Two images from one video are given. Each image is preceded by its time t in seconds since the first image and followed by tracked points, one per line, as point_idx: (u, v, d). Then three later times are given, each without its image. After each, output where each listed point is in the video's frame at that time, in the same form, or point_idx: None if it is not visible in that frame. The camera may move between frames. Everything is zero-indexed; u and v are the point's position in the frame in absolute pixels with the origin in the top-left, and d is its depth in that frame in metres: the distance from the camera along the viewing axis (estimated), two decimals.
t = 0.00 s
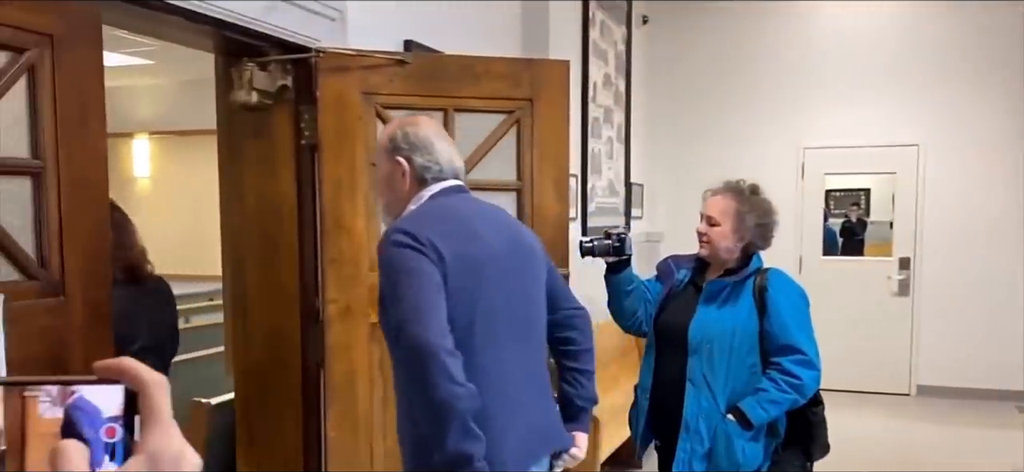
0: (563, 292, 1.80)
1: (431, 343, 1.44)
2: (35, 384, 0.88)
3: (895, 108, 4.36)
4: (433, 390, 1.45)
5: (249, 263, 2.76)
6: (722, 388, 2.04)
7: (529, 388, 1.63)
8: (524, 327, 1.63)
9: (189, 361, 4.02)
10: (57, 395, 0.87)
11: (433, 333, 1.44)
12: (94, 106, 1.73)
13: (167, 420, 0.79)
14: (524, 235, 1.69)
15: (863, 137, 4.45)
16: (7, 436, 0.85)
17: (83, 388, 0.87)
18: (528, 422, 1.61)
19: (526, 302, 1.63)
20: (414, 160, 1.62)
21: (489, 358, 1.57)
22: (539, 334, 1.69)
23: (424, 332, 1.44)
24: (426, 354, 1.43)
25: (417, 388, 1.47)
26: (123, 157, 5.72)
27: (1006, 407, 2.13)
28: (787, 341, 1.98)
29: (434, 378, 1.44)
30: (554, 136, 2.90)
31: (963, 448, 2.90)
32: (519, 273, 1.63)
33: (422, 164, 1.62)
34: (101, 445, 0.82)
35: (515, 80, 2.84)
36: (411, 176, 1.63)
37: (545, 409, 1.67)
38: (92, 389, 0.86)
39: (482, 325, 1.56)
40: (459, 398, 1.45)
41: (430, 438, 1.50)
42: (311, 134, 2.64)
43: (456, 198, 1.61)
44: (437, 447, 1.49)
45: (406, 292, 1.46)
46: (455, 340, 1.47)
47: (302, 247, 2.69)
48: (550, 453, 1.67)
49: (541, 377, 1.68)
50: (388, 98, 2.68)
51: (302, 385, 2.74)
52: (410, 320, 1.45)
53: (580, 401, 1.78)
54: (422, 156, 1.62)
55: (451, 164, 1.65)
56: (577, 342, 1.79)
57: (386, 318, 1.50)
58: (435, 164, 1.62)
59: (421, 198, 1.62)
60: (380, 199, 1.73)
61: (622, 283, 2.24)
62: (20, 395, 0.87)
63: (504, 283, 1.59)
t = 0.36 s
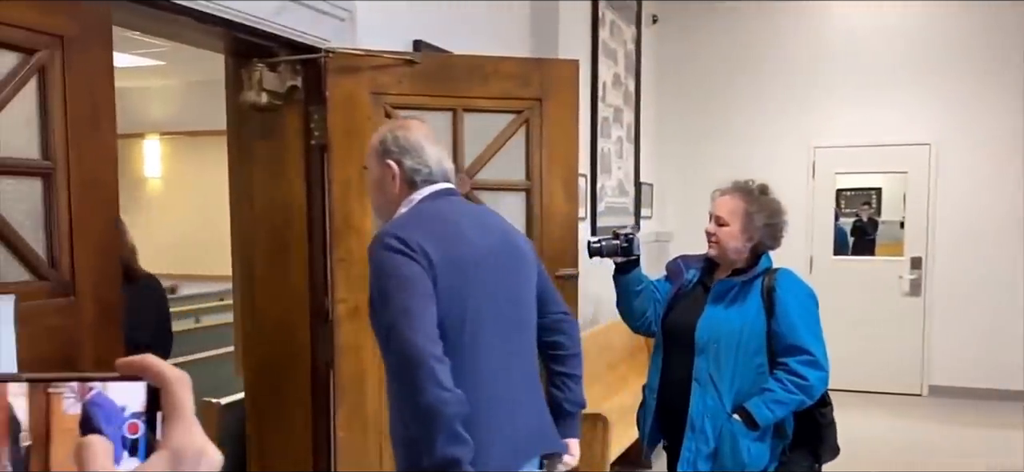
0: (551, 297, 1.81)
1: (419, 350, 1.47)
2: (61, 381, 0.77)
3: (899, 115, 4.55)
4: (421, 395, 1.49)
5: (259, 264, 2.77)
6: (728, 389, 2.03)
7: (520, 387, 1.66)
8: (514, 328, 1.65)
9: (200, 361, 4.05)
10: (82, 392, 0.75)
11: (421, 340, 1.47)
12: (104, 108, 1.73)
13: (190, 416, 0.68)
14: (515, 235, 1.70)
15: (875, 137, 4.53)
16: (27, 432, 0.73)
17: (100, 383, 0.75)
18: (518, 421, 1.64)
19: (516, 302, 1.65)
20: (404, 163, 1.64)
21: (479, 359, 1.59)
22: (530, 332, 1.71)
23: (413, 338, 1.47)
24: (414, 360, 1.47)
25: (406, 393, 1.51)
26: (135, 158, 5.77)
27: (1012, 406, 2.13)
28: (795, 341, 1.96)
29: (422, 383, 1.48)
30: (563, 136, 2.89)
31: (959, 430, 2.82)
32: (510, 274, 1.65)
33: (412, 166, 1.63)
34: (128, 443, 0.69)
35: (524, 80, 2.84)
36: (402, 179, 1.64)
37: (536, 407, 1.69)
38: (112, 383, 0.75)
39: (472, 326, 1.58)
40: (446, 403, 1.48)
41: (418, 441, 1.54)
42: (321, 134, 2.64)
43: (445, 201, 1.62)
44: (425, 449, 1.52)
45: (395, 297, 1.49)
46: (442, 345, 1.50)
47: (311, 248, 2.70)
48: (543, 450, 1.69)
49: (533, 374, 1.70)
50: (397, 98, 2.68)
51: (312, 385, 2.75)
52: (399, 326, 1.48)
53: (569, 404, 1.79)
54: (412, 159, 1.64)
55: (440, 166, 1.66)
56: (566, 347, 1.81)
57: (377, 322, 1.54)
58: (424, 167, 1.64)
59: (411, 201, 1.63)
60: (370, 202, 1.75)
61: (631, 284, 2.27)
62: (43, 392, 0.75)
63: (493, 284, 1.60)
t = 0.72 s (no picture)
0: (533, 303, 1.85)
1: (391, 356, 1.52)
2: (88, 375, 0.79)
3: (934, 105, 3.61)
4: (392, 400, 1.53)
5: (272, 265, 2.77)
6: (736, 390, 2.03)
7: (499, 391, 1.68)
8: (495, 331, 1.68)
9: (215, 360, 4.07)
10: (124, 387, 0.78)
11: (394, 346, 1.52)
12: (118, 109, 1.74)
13: (217, 413, 0.74)
14: (494, 242, 1.73)
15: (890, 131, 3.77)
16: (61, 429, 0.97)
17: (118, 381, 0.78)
18: (498, 422, 1.67)
19: (493, 308, 1.68)
20: (387, 170, 1.67)
21: (456, 363, 1.62)
22: (512, 333, 1.74)
23: (386, 344, 1.52)
24: (387, 365, 1.52)
25: (377, 394, 1.56)
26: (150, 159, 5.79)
27: None
28: (803, 343, 1.95)
29: (392, 387, 1.52)
30: (575, 136, 2.88)
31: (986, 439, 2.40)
32: (488, 280, 1.68)
33: (396, 174, 1.67)
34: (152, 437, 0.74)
35: (537, 80, 2.84)
36: (386, 186, 1.68)
37: (517, 407, 1.72)
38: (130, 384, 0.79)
39: (450, 332, 1.61)
40: (415, 409, 1.54)
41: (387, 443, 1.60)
42: (333, 135, 2.66)
43: (427, 206, 1.66)
44: (393, 450, 1.58)
45: (372, 303, 1.53)
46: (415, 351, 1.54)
47: (322, 249, 2.71)
48: (521, 450, 1.73)
49: (516, 375, 1.73)
50: (409, 99, 2.68)
51: (323, 385, 2.76)
52: (373, 332, 1.53)
53: (541, 412, 1.83)
54: (395, 166, 1.67)
55: (423, 172, 1.70)
56: (541, 355, 1.83)
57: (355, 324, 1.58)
58: (407, 174, 1.67)
59: (395, 208, 1.67)
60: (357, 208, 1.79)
61: (644, 284, 2.30)
62: (71, 387, 0.77)
63: (471, 291, 1.64)
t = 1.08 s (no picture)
0: (515, 310, 1.92)
1: (369, 360, 1.58)
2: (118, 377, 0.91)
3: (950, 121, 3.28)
4: (366, 404, 1.59)
5: (284, 266, 2.78)
6: (744, 393, 2.02)
7: (476, 397, 1.73)
8: (476, 338, 1.74)
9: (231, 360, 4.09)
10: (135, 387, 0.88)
11: (371, 351, 1.58)
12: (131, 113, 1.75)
13: (229, 411, 0.71)
14: (480, 252, 1.79)
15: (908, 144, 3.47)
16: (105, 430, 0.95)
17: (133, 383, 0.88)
18: (473, 428, 1.72)
19: (474, 316, 1.73)
20: (376, 176, 1.75)
21: (433, 370, 1.67)
22: (493, 343, 1.79)
23: (364, 348, 1.58)
24: (364, 369, 1.58)
25: (352, 396, 1.61)
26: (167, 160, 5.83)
27: None
28: (813, 347, 1.93)
29: (366, 391, 1.58)
30: (588, 135, 2.87)
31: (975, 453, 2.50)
32: (472, 289, 1.74)
33: (383, 180, 1.75)
34: (172, 437, 0.76)
35: (549, 79, 2.83)
36: (374, 192, 1.76)
37: (493, 416, 1.77)
38: (144, 384, 0.87)
39: (430, 339, 1.67)
40: (387, 414, 1.59)
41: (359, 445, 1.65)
42: (345, 136, 2.66)
43: (415, 213, 1.72)
44: (362, 452, 1.64)
45: (355, 308, 1.59)
46: (392, 357, 1.60)
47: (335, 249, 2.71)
48: (493, 455, 1.78)
49: (494, 383, 1.79)
50: (420, 100, 2.68)
51: (336, 386, 2.77)
52: (354, 335, 1.59)
53: (515, 417, 1.90)
54: (383, 173, 1.75)
55: (410, 179, 1.77)
56: (520, 361, 1.90)
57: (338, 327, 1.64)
58: (394, 180, 1.75)
59: (382, 213, 1.74)
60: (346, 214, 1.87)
61: (658, 288, 2.32)
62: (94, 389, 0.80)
63: (454, 299, 1.70)
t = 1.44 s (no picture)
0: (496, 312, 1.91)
1: (355, 359, 1.57)
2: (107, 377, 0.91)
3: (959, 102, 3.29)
4: (347, 402, 1.58)
5: (296, 266, 2.79)
6: (755, 397, 2.01)
7: (459, 398, 1.74)
8: (460, 341, 1.74)
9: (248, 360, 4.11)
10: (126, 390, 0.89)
11: (358, 350, 1.57)
12: (142, 115, 1.75)
13: (223, 408, 0.72)
14: (467, 256, 1.79)
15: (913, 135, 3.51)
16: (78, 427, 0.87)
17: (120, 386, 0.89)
18: (455, 428, 1.73)
19: (460, 319, 1.74)
20: (365, 177, 1.73)
21: (417, 370, 1.67)
22: (477, 346, 1.80)
23: (350, 346, 1.57)
24: (348, 367, 1.58)
25: (332, 392, 1.60)
26: (188, 162, 5.89)
27: None
28: (826, 350, 1.91)
29: (349, 388, 1.58)
30: (600, 135, 2.86)
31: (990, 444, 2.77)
32: (458, 291, 1.74)
33: (372, 181, 1.72)
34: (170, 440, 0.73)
35: (562, 80, 2.82)
36: (363, 192, 1.74)
37: (473, 418, 1.78)
38: (138, 389, 0.87)
39: (417, 339, 1.67)
40: (367, 412, 1.59)
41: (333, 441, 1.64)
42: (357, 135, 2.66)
43: (403, 214, 1.71)
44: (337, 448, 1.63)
45: (344, 307, 1.59)
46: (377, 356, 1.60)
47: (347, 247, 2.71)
48: (472, 454, 1.79)
49: (477, 385, 1.79)
50: (432, 101, 2.68)
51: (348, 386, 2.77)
52: (341, 334, 1.59)
53: (490, 419, 1.89)
54: (372, 174, 1.73)
55: (399, 180, 1.75)
56: (497, 364, 1.89)
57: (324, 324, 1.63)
58: (382, 181, 1.73)
59: (371, 214, 1.72)
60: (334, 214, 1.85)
61: (673, 290, 2.32)
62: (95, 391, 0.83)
63: (441, 301, 1.70)
